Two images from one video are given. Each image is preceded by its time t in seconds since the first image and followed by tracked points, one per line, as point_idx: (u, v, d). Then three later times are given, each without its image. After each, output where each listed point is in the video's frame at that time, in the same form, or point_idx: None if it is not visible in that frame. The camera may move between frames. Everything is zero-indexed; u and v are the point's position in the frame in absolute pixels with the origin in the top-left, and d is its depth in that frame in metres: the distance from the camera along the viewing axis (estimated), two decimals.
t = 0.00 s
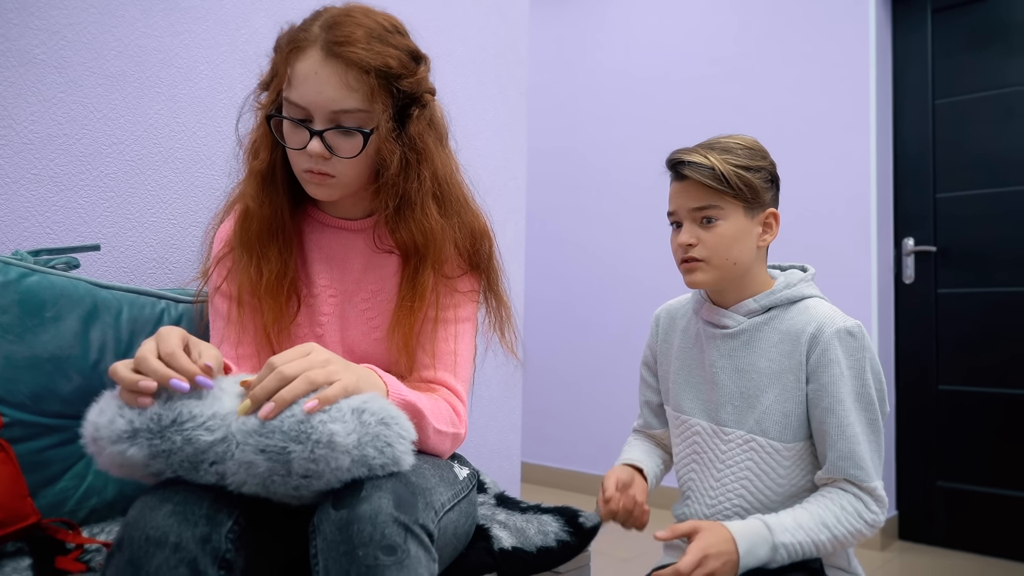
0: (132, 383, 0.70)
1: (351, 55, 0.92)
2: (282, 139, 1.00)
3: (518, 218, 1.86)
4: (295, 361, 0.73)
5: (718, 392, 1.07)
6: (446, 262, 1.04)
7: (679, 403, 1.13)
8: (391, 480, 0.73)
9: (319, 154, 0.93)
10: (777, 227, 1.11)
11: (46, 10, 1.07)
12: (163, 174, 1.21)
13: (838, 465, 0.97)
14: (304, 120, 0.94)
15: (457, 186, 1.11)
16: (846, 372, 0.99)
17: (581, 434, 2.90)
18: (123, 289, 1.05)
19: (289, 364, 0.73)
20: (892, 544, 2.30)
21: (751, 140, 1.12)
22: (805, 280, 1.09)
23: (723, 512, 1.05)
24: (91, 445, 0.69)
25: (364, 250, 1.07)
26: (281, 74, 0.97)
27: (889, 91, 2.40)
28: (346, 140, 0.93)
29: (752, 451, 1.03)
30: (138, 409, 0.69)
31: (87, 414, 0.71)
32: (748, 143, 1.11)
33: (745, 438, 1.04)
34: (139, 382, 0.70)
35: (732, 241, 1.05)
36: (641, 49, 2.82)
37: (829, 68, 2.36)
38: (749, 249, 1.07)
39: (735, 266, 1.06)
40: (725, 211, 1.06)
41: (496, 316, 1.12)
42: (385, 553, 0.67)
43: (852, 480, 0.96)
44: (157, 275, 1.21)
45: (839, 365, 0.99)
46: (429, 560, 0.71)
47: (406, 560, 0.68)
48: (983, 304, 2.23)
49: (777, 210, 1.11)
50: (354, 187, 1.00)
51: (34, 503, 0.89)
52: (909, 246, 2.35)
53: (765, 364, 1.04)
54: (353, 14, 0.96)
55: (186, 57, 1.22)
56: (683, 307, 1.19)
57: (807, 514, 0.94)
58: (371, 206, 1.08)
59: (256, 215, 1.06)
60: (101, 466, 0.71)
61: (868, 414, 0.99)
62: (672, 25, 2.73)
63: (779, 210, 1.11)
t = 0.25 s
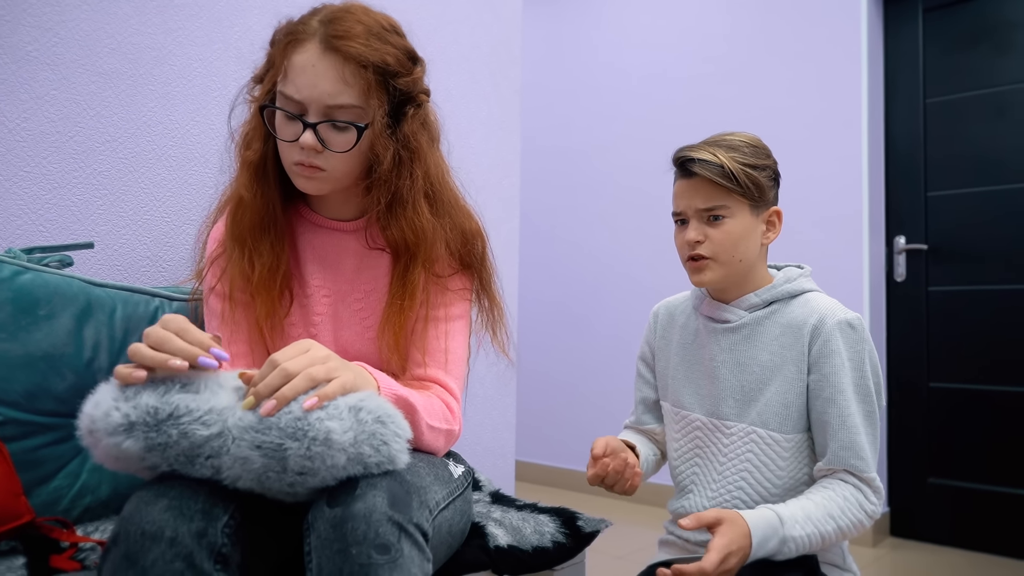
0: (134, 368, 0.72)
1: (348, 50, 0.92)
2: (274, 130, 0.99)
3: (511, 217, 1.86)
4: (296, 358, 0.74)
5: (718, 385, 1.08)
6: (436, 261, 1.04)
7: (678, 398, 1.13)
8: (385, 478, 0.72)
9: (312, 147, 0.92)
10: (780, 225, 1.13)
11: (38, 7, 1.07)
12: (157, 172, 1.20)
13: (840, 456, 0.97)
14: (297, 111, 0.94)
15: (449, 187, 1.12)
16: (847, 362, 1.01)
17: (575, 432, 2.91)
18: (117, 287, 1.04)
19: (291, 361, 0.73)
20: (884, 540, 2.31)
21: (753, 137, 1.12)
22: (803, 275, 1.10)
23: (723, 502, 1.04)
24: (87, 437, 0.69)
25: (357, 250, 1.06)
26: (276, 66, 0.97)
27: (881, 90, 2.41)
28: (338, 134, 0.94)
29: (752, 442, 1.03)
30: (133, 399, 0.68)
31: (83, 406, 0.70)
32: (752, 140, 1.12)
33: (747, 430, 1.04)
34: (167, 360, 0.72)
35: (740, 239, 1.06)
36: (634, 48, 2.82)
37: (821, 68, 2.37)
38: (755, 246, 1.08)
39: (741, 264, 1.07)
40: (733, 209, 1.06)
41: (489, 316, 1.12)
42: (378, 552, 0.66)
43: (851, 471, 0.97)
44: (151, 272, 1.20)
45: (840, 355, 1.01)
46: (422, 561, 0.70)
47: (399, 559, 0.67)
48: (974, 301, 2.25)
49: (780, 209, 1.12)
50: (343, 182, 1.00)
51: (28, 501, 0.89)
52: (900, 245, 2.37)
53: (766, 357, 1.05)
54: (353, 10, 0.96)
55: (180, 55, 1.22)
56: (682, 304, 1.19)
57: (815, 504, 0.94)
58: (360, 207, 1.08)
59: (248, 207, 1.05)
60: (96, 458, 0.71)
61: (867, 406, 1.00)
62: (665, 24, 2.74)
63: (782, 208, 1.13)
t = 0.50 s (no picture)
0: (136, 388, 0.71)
1: (347, 51, 0.92)
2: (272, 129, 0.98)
3: (507, 217, 1.86)
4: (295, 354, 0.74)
5: (715, 385, 1.08)
6: (430, 261, 1.04)
7: (676, 397, 1.14)
8: (382, 479, 0.72)
9: (309, 147, 0.92)
10: (776, 225, 1.13)
11: (34, 5, 1.07)
12: (153, 171, 1.20)
13: (836, 455, 0.98)
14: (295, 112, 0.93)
15: (445, 187, 1.12)
16: (842, 362, 1.01)
17: (569, 432, 2.92)
18: (112, 286, 1.04)
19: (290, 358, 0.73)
20: (877, 539, 2.32)
21: (753, 138, 1.13)
22: (801, 275, 1.10)
23: (719, 504, 1.04)
24: (83, 439, 0.69)
25: (351, 251, 1.07)
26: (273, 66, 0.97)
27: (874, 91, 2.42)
28: (335, 134, 0.94)
29: (750, 441, 1.04)
30: (129, 402, 0.69)
31: (79, 408, 0.70)
32: (751, 140, 1.12)
33: (743, 430, 1.04)
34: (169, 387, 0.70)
35: (734, 235, 1.07)
36: (629, 48, 2.83)
37: (815, 69, 2.38)
38: (750, 244, 1.08)
39: (734, 261, 1.08)
40: (727, 205, 1.07)
41: (484, 315, 1.12)
42: (374, 553, 0.67)
43: (847, 470, 0.98)
44: (147, 271, 1.20)
45: (836, 355, 1.01)
46: (419, 562, 0.70)
47: (395, 560, 0.67)
48: (966, 302, 2.26)
49: (775, 209, 1.13)
50: (339, 182, 1.00)
51: (23, 501, 0.89)
52: (893, 245, 2.38)
53: (762, 357, 1.06)
54: (350, 11, 0.96)
55: (176, 53, 1.22)
56: (680, 305, 1.20)
57: (809, 505, 0.95)
58: (356, 207, 1.08)
59: (243, 207, 1.05)
60: (93, 460, 0.71)
61: (862, 406, 1.01)
62: (660, 25, 2.74)
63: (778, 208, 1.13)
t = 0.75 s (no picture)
0: (132, 393, 0.71)
1: (341, 52, 0.92)
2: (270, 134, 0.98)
3: (503, 217, 1.87)
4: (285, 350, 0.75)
5: (711, 385, 1.09)
6: (430, 260, 1.05)
7: (671, 398, 1.14)
8: (381, 480, 0.73)
9: (309, 150, 0.92)
10: (771, 225, 1.13)
11: (31, 5, 1.07)
12: (149, 172, 1.20)
13: (830, 454, 0.99)
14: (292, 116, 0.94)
15: (443, 187, 1.12)
16: (836, 361, 1.02)
17: (564, 433, 2.92)
18: (109, 287, 1.04)
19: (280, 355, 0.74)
20: (871, 539, 2.33)
21: (749, 140, 1.14)
22: (795, 275, 1.11)
23: (715, 504, 1.05)
24: (80, 444, 0.69)
25: (351, 250, 1.07)
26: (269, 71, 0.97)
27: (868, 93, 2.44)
28: (334, 136, 0.94)
29: (745, 441, 1.04)
30: (125, 408, 0.68)
31: (74, 414, 0.70)
32: (745, 142, 1.13)
33: (738, 429, 1.05)
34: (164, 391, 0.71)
35: (729, 236, 1.07)
36: (624, 50, 2.84)
37: (809, 70, 2.39)
38: (744, 244, 1.09)
39: (730, 260, 1.08)
40: (722, 206, 1.08)
41: (481, 316, 1.12)
42: (373, 554, 0.67)
43: (841, 469, 0.98)
44: (143, 272, 1.20)
45: (830, 354, 1.02)
46: (418, 562, 0.70)
47: (395, 561, 0.67)
48: (958, 302, 2.28)
49: (771, 210, 1.13)
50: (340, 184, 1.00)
51: (19, 502, 0.89)
52: (887, 246, 2.39)
53: (757, 357, 1.06)
54: (342, 12, 0.96)
55: (172, 54, 1.22)
56: (675, 306, 1.21)
57: (803, 504, 0.95)
58: (354, 209, 1.08)
59: (243, 209, 1.05)
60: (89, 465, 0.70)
61: (855, 405, 1.02)
62: (655, 26, 2.75)
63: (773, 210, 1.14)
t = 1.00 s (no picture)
0: (133, 396, 0.72)
1: (342, 55, 0.93)
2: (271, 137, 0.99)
3: (501, 218, 1.87)
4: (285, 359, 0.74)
5: (708, 386, 1.10)
6: (430, 262, 1.05)
7: (669, 399, 1.15)
8: (385, 481, 0.73)
9: (310, 153, 0.93)
10: (768, 227, 1.14)
11: (32, 7, 1.07)
12: (149, 173, 1.20)
13: (826, 455, 0.99)
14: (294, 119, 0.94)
15: (443, 188, 1.13)
16: (832, 362, 1.02)
17: (561, 433, 2.93)
18: (110, 288, 1.04)
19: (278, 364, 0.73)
20: (866, 539, 2.34)
21: (744, 142, 1.14)
22: (791, 277, 1.12)
23: (713, 504, 1.05)
24: (83, 447, 0.69)
25: (352, 253, 1.07)
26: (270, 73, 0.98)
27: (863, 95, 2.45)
28: (336, 139, 0.94)
29: (743, 441, 1.05)
30: (128, 411, 0.69)
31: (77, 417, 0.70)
32: (741, 145, 1.13)
33: (735, 430, 1.06)
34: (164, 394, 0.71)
35: (726, 238, 1.08)
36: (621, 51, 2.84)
37: (806, 72, 2.40)
38: (742, 247, 1.09)
39: (727, 263, 1.09)
40: (719, 210, 1.08)
41: (481, 317, 1.13)
42: (377, 555, 0.67)
43: (838, 469, 0.99)
44: (143, 274, 1.20)
45: (826, 355, 1.02)
46: (421, 563, 0.70)
47: (398, 561, 0.68)
48: (953, 303, 2.29)
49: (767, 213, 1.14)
50: (342, 187, 1.00)
51: (21, 503, 0.89)
52: (882, 247, 2.41)
53: (754, 358, 1.07)
54: (343, 15, 0.97)
55: (173, 55, 1.22)
56: (673, 308, 1.21)
57: (800, 505, 0.96)
58: (355, 211, 1.09)
59: (244, 212, 1.06)
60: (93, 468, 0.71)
61: (852, 406, 1.02)
62: (652, 27, 2.76)
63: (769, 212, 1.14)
